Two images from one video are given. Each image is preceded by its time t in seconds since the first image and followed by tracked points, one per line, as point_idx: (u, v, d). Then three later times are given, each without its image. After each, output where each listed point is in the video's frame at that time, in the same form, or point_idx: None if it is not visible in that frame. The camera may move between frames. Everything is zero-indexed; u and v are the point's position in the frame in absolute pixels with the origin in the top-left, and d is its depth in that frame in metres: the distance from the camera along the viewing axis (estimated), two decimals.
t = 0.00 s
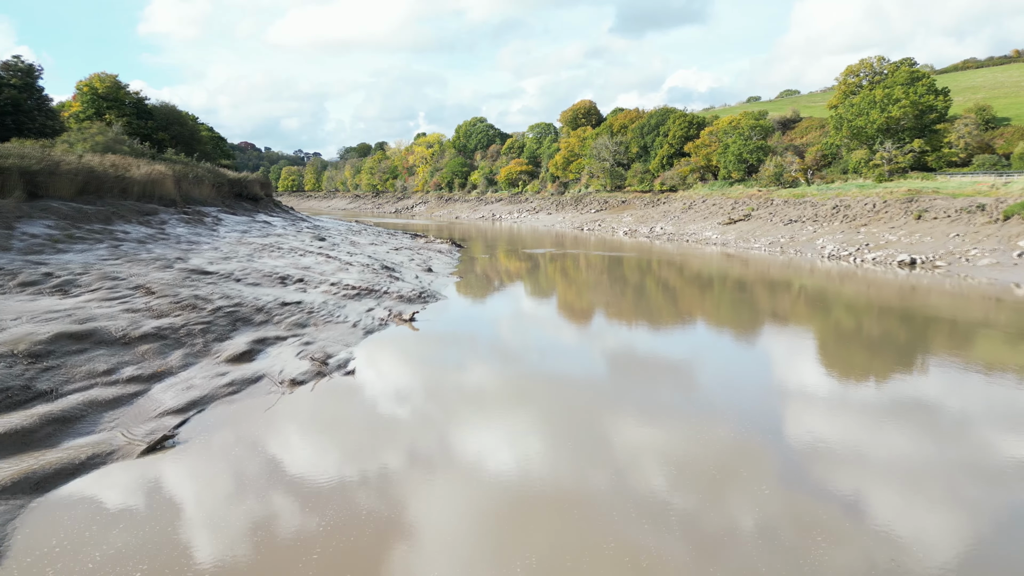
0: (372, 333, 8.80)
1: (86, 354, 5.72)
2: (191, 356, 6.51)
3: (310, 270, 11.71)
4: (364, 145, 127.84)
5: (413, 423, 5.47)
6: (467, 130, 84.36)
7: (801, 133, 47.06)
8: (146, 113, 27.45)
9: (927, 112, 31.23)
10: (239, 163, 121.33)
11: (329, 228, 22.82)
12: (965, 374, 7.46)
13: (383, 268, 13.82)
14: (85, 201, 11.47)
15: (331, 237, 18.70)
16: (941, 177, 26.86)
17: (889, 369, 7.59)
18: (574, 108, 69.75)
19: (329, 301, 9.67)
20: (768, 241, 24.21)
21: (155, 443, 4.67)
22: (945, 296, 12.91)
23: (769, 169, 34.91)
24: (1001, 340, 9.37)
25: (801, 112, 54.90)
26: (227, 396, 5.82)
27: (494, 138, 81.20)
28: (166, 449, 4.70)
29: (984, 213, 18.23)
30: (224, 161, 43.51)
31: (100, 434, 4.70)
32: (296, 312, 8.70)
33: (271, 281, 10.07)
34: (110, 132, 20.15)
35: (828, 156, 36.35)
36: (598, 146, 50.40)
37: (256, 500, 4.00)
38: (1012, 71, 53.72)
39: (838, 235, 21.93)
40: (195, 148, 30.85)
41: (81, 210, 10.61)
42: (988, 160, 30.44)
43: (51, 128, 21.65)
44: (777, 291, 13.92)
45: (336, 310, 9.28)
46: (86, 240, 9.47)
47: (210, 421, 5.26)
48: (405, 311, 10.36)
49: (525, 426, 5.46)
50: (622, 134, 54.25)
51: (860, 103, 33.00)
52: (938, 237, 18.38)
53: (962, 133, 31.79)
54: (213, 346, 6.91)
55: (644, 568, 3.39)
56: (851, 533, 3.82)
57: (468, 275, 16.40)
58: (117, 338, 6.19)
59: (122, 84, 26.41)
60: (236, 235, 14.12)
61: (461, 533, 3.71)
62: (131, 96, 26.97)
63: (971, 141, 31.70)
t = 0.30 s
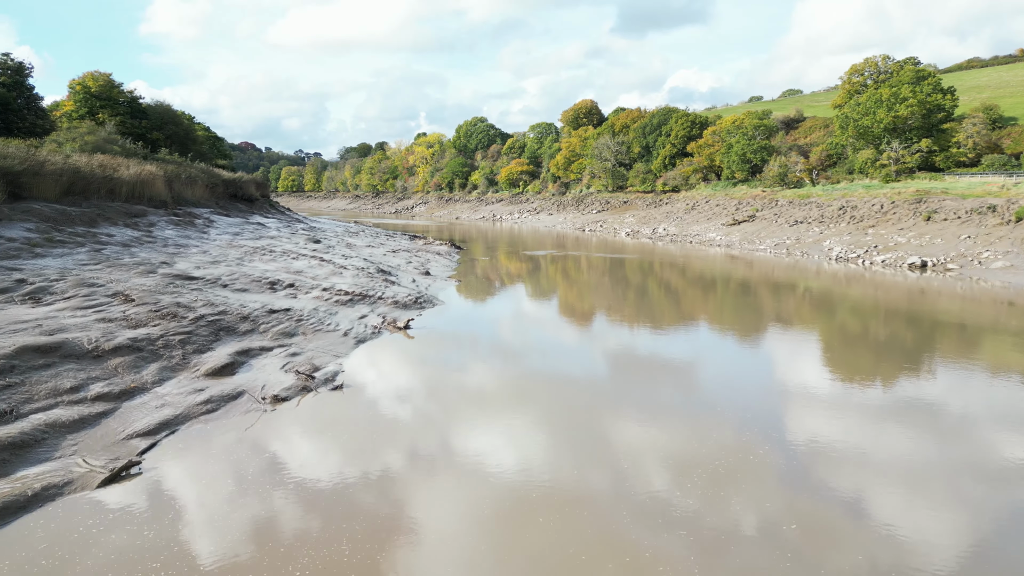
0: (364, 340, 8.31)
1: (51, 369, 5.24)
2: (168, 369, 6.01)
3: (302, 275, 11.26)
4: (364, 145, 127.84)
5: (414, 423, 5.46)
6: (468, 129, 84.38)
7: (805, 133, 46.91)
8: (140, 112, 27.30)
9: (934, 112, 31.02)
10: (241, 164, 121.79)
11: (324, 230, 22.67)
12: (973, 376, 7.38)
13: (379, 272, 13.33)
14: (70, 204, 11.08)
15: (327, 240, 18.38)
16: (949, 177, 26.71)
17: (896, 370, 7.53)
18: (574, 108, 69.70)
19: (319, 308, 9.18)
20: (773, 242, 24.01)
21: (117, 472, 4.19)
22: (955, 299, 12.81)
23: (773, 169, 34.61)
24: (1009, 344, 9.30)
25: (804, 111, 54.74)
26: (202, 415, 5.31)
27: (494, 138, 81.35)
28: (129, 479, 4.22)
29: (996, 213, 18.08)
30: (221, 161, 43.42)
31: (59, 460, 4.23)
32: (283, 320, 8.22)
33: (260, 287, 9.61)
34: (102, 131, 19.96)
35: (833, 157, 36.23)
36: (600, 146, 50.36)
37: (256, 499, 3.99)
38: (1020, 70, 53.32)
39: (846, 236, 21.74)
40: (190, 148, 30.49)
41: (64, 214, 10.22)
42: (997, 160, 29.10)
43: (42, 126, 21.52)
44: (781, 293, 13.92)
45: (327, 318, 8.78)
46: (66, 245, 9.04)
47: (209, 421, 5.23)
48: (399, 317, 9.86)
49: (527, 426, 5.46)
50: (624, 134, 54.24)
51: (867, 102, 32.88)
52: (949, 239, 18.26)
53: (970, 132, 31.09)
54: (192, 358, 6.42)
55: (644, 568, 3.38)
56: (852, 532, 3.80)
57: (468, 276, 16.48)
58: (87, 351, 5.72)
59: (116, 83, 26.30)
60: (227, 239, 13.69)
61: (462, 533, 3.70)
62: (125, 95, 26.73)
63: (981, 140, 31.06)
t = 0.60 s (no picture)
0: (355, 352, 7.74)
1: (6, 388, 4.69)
2: (138, 388, 5.46)
3: (293, 279, 10.73)
4: (365, 145, 127.62)
5: (416, 423, 5.44)
6: (468, 130, 84.42)
7: (808, 133, 46.85)
8: (133, 112, 27.30)
9: (941, 111, 30.82)
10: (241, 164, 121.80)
11: (320, 232, 22.51)
12: (979, 379, 7.34)
13: (373, 276, 12.81)
14: (54, 207, 10.63)
15: (322, 243, 18.09)
16: (957, 177, 26.65)
17: (903, 373, 7.43)
18: (576, 108, 69.66)
19: (308, 316, 8.63)
20: (779, 244, 23.86)
21: (69, 508, 3.69)
22: (966, 303, 12.71)
23: (778, 170, 34.48)
24: (1016, 348, 9.27)
25: (807, 111, 54.64)
26: (172, 440, 4.80)
27: (495, 138, 81.35)
28: (83, 514, 3.71)
29: (1007, 215, 17.95)
30: (216, 162, 43.23)
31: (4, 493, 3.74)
32: (269, 330, 7.67)
33: (247, 293, 9.05)
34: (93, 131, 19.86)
35: (838, 157, 36.16)
36: (601, 146, 50.29)
37: (259, 500, 3.97)
38: None
39: (853, 238, 21.52)
40: (184, 148, 30.32)
41: (45, 214, 9.65)
42: (1006, 160, 28.67)
43: (29, 125, 21.44)
44: (785, 295, 13.87)
45: (316, 327, 8.21)
46: (42, 247, 8.46)
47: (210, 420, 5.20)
48: (393, 326, 9.29)
49: (529, 427, 5.41)
50: (626, 134, 54.15)
51: (874, 102, 32.72)
52: (960, 241, 18.03)
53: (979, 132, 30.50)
54: (167, 374, 5.88)
55: (647, 568, 3.36)
56: (855, 533, 3.79)
57: (469, 277, 16.52)
58: (51, 367, 5.18)
59: (108, 82, 26.28)
60: (217, 241, 13.17)
61: (465, 532, 3.69)
62: (117, 95, 26.73)
63: (989, 140, 30.38)
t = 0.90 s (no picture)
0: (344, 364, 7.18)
1: None
2: (103, 409, 4.90)
3: (283, 286, 10.27)
4: (363, 145, 127.29)
5: (417, 424, 5.44)
6: (468, 129, 84.38)
7: (812, 133, 46.74)
8: (127, 111, 27.23)
9: (949, 111, 30.66)
10: (241, 165, 121.87)
11: (314, 233, 22.46)
12: (986, 381, 7.29)
13: (368, 281, 12.39)
14: (36, 209, 10.43)
15: (316, 245, 17.92)
16: (966, 177, 26.69)
17: (911, 376, 7.31)
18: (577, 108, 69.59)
19: (297, 326, 8.13)
20: (784, 246, 23.73)
21: (11, 554, 3.22)
22: (977, 307, 12.61)
23: (783, 170, 34.39)
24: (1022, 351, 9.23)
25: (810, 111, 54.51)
26: (136, 468, 4.29)
27: (496, 138, 81.31)
28: (28, 559, 3.26)
29: (1019, 217, 17.88)
30: (213, 162, 43.18)
31: None
32: (253, 341, 7.13)
33: (233, 302, 8.56)
34: (84, 130, 19.83)
35: (844, 157, 36.00)
36: (603, 146, 50.20)
37: (260, 500, 3.97)
38: None
39: (861, 241, 21.36)
40: (179, 148, 30.32)
41: (24, 217, 9.22)
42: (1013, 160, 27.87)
43: (17, 124, 21.42)
44: (789, 298, 13.79)
45: (303, 337, 7.69)
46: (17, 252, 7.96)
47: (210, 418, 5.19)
48: (387, 335, 8.77)
49: (530, 428, 5.39)
50: (628, 134, 54.08)
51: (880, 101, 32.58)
52: (973, 244, 17.84)
53: (988, 130, 29.77)
54: (138, 392, 5.32)
55: (649, 568, 3.35)
56: (856, 533, 3.77)
57: (470, 278, 16.60)
58: (8, 386, 4.65)
59: (100, 82, 26.28)
60: (206, 245, 12.77)
61: (464, 532, 3.68)
62: (109, 93, 26.74)
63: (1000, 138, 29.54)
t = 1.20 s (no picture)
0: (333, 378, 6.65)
1: None
2: (61, 435, 4.36)
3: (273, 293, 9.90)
4: (364, 145, 127.61)
5: (418, 424, 5.42)
6: (468, 129, 84.41)
7: (817, 133, 46.72)
8: (119, 111, 26.95)
9: (957, 111, 30.58)
10: (241, 165, 122.00)
11: (311, 236, 22.42)
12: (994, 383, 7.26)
13: (362, 288, 12.10)
14: (17, 210, 10.35)
15: (311, 249, 17.83)
16: (975, 177, 26.89)
17: (918, 380, 7.22)
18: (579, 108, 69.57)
19: (285, 335, 7.67)
20: (791, 249, 23.64)
21: None
22: (988, 311, 12.55)
23: (788, 171, 34.32)
24: None
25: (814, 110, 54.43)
26: (93, 504, 3.78)
27: (496, 138, 81.32)
28: None
29: None
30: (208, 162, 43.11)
31: None
32: (235, 354, 6.57)
33: (218, 310, 8.11)
34: (73, 130, 19.76)
35: (849, 157, 35.91)
36: (605, 146, 50.16)
37: (261, 500, 3.96)
38: None
39: (870, 243, 21.28)
40: (172, 148, 30.29)
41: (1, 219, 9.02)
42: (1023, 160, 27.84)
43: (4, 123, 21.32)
44: (794, 301, 13.77)
45: (289, 349, 7.15)
46: None
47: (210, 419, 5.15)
48: (380, 344, 8.31)
49: (531, 430, 5.34)
50: (630, 134, 54.03)
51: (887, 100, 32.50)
52: (985, 246, 17.77)
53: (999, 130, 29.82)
54: (103, 414, 4.78)
55: (651, 568, 3.34)
56: (859, 533, 3.76)
57: (471, 279, 16.77)
58: None
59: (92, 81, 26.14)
60: (193, 250, 12.55)
61: (467, 533, 3.67)
62: (102, 92, 26.61)
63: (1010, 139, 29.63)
